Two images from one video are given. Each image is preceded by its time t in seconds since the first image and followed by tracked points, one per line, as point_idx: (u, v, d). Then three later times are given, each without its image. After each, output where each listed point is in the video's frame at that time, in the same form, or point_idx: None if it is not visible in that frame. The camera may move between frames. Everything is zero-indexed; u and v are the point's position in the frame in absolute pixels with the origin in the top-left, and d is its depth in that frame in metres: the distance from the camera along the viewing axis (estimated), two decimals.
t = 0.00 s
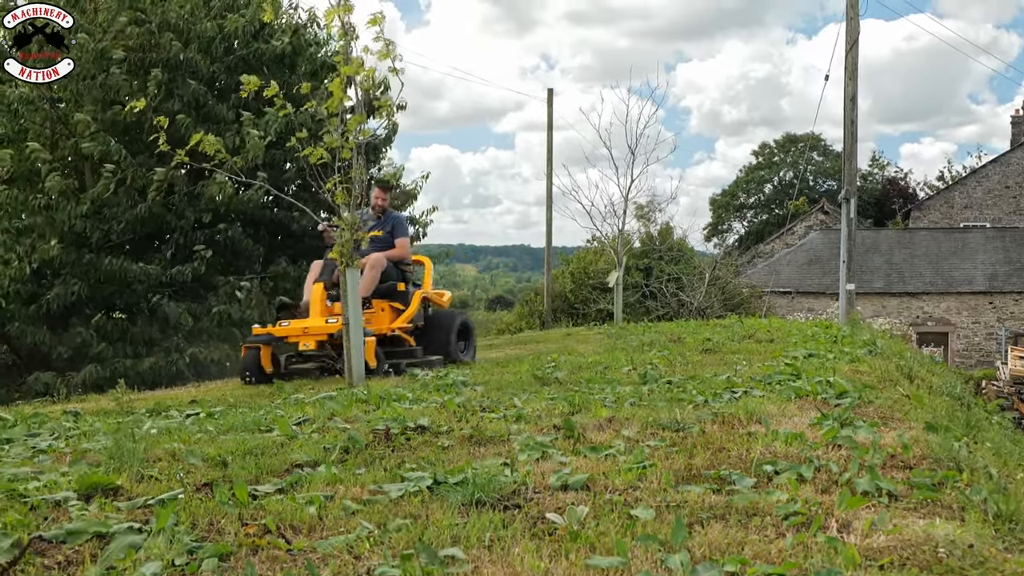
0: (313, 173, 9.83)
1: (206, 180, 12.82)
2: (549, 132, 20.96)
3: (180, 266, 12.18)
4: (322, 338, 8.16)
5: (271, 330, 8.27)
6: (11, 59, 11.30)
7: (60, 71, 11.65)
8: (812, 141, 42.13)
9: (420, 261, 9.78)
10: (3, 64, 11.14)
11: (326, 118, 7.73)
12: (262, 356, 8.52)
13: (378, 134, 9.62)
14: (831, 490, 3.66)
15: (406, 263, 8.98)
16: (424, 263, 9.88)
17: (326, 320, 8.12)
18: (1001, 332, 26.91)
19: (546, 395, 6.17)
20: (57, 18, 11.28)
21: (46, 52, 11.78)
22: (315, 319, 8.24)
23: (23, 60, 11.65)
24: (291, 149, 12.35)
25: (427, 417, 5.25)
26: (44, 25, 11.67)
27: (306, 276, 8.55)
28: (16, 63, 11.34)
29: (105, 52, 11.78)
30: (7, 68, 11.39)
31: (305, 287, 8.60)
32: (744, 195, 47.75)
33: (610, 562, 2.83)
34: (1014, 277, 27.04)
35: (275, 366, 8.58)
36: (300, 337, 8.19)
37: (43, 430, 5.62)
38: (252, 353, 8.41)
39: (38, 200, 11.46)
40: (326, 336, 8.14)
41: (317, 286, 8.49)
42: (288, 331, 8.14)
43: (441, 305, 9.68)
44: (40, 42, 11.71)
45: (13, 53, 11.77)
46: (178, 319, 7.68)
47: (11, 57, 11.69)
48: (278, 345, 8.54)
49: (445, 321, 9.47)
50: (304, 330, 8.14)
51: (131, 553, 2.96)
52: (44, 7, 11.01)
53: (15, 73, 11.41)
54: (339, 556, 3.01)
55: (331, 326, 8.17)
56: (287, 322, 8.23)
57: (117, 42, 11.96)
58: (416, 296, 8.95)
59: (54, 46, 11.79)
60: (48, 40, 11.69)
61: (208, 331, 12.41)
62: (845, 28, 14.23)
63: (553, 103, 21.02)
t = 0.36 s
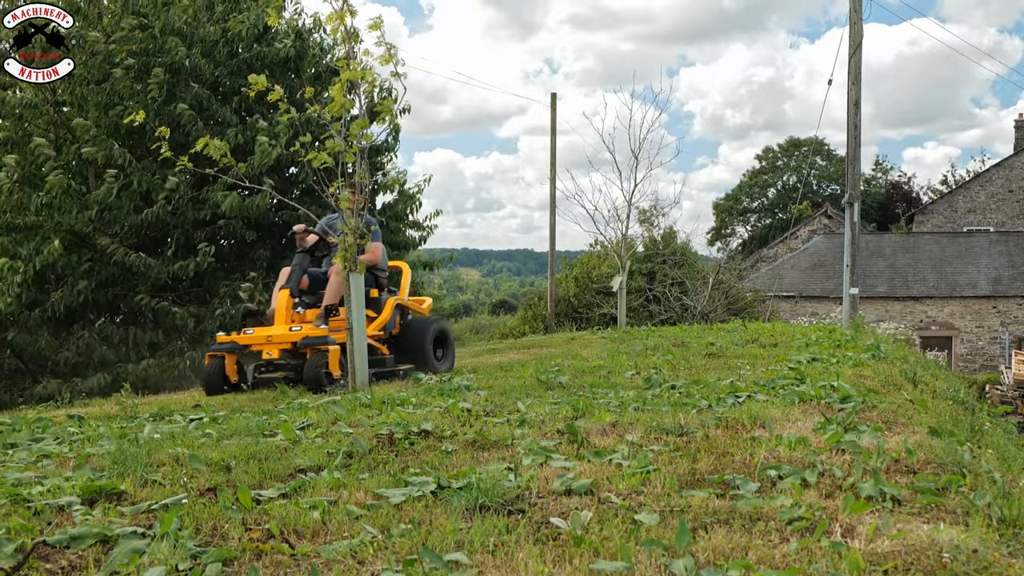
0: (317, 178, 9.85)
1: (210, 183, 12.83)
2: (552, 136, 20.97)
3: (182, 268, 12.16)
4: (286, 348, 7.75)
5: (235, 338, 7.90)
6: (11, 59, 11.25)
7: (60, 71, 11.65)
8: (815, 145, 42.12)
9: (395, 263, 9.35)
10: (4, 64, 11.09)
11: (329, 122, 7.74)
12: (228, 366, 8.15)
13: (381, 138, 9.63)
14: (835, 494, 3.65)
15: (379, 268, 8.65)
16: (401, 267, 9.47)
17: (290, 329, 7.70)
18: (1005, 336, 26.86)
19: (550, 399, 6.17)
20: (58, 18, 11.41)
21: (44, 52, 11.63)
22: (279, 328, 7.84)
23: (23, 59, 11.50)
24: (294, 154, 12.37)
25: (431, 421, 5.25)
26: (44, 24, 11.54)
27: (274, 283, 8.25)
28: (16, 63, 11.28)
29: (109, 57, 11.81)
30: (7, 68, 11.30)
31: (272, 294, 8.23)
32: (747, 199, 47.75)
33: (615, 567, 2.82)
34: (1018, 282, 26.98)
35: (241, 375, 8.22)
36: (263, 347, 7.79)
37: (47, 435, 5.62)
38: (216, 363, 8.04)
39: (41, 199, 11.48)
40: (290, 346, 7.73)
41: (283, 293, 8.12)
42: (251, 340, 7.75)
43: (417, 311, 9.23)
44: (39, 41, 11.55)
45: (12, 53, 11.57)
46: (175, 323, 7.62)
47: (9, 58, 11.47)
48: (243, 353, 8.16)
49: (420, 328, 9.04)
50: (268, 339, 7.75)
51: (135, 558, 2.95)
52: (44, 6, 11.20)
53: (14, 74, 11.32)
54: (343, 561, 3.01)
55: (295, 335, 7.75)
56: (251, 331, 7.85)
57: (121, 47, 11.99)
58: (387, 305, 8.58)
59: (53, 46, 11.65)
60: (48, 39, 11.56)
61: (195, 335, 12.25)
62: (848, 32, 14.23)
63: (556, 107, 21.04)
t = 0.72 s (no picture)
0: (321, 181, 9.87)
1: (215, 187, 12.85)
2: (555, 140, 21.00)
3: (186, 270, 12.16)
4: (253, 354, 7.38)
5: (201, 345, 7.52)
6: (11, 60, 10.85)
7: (59, 71, 11.35)
8: (819, 149, 42.10)
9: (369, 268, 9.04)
10: (3, 65, 10.71)
11: (333, 125, 7.76)
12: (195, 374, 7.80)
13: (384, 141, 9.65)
14: (839, 498, 3.65)
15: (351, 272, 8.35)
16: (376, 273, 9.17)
17: (258, 334, 7.34)
18: (1009, 340, 26.81)
19: (554, 403, 6.18)
20: (58, 18, 10.99)
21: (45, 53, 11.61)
22: (246, 334, 7.47)
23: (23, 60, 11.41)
24: (297, 157, 12.39)
25: (434, 425, 5.26)
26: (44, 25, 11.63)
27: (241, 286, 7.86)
28: (16, 64, 10.91)
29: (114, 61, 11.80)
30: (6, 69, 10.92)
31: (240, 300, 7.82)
32: (751, 203, 47.75)
33: (619, 571, 2.82)
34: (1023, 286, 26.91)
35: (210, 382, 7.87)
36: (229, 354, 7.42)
37: (51, 438, 5.63)
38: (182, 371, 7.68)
39: (44, 206, 11.47)
40: (256, 352, 7.36)
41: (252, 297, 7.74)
42: (217, 346, 7.39)
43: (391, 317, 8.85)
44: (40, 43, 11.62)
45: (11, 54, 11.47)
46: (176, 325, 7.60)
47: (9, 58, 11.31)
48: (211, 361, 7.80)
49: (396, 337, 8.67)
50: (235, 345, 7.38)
51: (139, 560, 2.96)
52: (45, 7, 10.58)
53: (15, 74, 10.97)
54: (347, 564, 3.01)
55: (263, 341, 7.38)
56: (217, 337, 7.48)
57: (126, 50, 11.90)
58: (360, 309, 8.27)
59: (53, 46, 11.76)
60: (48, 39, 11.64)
61: (195, 338, 12.24)
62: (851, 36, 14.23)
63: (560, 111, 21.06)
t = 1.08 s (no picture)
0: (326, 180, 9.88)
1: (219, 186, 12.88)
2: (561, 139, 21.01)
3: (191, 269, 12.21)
4: (230, 357, 7.04)
5: (176, 346, 7.21)
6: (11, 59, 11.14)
7: (59, 71, 11.46)
8: (825, 148, 42.04)
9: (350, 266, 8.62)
10: (4, 65, 10.99)
11: (338, 123, 7.77)
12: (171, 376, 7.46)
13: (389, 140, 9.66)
14: (845, 497, 3.64)
15: (330, 270, 7.86)
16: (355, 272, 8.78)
17: (235, 336, 7.00)
18: (1015, 339, 26.76)
19: (559, 401, 6.18)
20: (58, 17, 11.30)
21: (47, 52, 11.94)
22: (223, 336, 7.12)
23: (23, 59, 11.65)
24: (302, 156, 12.40)
25: (441, 423, 5.27)
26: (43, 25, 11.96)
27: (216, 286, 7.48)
28: (16, 63, 11.19)
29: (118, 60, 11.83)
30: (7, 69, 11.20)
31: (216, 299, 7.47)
32: (756, 202, 47.71)
33: (624, 569, 2.81)
34: None
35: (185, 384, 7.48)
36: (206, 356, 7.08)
37: (56, 437, 5.63)
38: (156, 374, 7.35)
39: (43, 202, 11.50)
40: (234, 354, 7.02)
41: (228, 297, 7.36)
42: (192, 348, 7.05)
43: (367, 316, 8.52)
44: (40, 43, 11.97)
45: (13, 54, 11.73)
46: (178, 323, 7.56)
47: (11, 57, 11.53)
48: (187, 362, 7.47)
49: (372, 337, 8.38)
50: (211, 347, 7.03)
51: (145, 559, 2.96)
52: (45, 7, 10.93)
53: (15, 74, 11.23)
54: (353, 562, 3.02)
55: (240, 343, 7.04)
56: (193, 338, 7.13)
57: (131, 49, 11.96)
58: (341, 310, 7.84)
59: (54, 46, 12.07)
60: (47, 39, 11.98)
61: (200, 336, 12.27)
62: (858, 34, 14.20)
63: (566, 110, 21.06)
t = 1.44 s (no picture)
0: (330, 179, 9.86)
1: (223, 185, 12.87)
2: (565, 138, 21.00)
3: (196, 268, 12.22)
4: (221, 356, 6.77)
5: (162, 347, 6.87)
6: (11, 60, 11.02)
7: (60, 70, 11.35)
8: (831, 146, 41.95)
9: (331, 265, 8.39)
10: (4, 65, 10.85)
11: (342, 122, 7.77)
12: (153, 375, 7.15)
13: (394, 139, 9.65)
14: (852, 496, 3.63)
15: (315, 268, 7.64)
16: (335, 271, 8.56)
17: (227, 335, 6.74)
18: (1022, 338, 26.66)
19: (565, 400, 6.17)
20: (58, 16, 11.18)
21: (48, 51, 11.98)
22: (213, 334, 6.83)
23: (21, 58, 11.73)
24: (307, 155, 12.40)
25: (446, 422, 5.27)
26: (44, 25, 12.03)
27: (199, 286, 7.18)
28: (15, 64, 11.00)
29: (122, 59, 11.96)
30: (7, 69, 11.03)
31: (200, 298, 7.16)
32: (762, 200, 47.63)
33: (631, 568, 2.81)
34: None
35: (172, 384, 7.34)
36: (194, 355, 6.78)
37: (62, 437, 5.63)
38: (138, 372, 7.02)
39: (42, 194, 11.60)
40: (226, 354, 6.76)
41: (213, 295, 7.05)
42: (180, 347, 6.74)
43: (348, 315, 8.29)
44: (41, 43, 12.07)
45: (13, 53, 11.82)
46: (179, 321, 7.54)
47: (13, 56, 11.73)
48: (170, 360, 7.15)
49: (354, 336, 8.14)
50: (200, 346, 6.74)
51: (152, 558, 2.97)
52: (45, 8, 10.79)
53: (15, 73, 11.05)
54: (360, 561, 3.02)
55: (232, 342, 6.78)
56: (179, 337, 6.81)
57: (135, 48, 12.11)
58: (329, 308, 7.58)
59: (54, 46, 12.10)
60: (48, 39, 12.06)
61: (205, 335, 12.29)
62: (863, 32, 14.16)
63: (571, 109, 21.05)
